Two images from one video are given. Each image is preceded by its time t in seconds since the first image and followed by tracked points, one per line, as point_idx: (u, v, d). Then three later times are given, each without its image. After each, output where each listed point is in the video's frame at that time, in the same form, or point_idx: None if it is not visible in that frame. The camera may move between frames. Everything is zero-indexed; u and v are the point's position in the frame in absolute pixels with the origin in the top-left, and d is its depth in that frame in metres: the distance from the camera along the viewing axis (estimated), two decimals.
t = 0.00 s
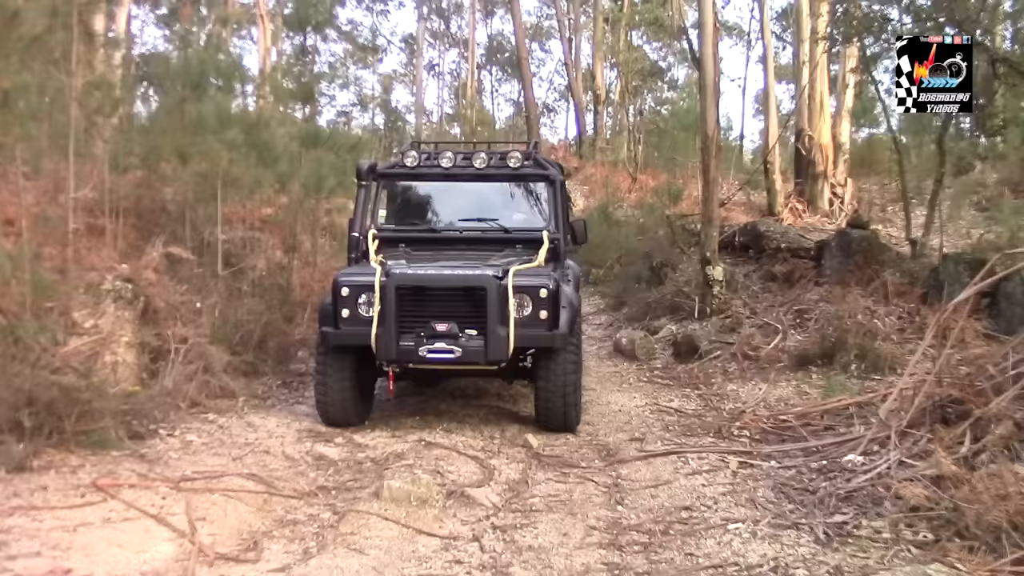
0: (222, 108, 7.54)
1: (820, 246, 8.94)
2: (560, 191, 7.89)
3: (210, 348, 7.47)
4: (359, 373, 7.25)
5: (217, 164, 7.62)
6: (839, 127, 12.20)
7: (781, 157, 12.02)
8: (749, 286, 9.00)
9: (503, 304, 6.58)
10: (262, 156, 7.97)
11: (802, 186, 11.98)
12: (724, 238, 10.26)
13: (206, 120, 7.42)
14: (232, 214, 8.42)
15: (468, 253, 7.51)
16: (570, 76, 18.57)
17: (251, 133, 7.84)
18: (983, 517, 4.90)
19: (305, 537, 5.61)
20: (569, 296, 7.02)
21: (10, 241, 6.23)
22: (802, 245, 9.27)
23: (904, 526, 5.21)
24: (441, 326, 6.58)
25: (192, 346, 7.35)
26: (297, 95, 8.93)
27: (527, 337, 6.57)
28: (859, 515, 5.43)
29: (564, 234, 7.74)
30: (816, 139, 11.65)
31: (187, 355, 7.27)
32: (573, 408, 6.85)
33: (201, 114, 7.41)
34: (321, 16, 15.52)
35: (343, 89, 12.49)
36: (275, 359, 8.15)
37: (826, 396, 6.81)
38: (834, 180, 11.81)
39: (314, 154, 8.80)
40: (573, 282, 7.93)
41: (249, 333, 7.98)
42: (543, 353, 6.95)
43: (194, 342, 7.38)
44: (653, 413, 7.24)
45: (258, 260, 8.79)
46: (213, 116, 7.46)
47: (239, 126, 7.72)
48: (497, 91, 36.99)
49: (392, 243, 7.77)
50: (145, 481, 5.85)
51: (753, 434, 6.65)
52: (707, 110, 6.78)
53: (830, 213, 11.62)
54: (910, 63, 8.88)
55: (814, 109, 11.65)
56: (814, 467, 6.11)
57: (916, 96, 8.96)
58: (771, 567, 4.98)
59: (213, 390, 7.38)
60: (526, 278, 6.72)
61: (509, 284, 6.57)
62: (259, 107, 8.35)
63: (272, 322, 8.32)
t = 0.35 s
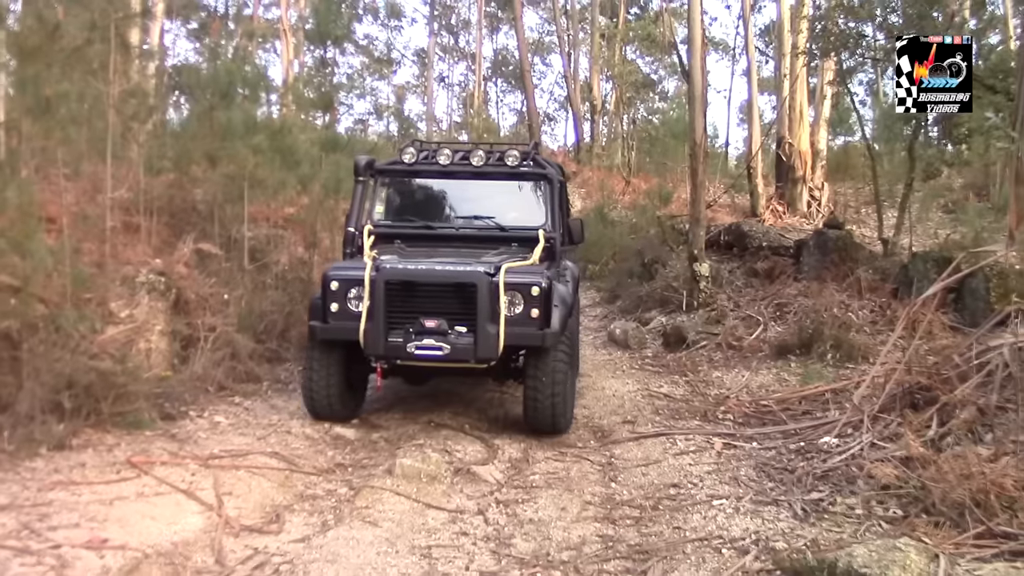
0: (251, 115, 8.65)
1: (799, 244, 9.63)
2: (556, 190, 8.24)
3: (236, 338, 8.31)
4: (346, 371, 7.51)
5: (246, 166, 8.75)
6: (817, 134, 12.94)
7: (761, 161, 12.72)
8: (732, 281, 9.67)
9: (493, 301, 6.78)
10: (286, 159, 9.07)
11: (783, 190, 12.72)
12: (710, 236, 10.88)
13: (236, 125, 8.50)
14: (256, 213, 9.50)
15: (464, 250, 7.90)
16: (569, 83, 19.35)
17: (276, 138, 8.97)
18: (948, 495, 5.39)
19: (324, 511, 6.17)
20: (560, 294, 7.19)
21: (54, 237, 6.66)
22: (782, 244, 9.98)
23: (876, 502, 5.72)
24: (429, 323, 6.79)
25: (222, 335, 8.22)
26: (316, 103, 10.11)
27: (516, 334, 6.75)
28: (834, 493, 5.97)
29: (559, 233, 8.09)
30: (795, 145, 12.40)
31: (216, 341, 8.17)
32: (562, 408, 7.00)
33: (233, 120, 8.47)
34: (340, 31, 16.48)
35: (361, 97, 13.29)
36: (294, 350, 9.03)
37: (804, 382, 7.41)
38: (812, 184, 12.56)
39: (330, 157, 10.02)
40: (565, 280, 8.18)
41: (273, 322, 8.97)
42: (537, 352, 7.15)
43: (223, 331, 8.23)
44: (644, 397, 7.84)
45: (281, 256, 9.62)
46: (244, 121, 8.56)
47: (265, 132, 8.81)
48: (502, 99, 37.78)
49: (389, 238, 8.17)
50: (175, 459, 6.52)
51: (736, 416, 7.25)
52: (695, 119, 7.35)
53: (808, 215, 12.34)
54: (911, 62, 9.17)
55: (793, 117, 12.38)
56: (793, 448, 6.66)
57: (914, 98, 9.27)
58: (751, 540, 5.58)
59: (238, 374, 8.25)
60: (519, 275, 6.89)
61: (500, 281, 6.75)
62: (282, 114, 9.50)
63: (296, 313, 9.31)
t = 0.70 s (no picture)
0: (268, 114, 8.95)
1: (796, 243, 9.91)
2: (555, 189, 8.23)
3: (250, 330, 8.57)
4: (323, 374, 7.30)
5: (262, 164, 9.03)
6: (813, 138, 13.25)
7: (759, 163, 12.95)
8: (730, 278, 9.97)
9: (484, 302, 6.49)
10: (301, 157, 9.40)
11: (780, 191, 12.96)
12: (709, 235, 11.18)
13: (253, 123, 8.83)
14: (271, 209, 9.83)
15: (458, 245, 7.90)
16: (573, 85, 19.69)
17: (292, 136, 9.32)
18: (939, 487, 5.57)
19: (335, 496, 6.41)
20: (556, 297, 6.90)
21: (76, 229, 7.06)
22: (779, 243, 10.27)
23: (869, 494, 5.94)
24: (413, 324, 6.49)
25: (237, 326, 8.52)
26: (331, 103, 10.44)
27: (507, 338, 6.45)
28: (828, 483, 6.20)
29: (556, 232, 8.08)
30: (791, 148, 12.70)
31: (231, 333, 8.46)
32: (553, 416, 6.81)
33: (249, 118, 8.81)
34: (352, 33, 16.94)
35: (372, 97, 13.66)
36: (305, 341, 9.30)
37: (799, 376, 7.67)
38: (808, 186, 12.82)
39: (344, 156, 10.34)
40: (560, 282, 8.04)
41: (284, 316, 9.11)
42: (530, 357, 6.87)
43: (238, 323, 8.52)
44: (644, 389, 8.12)
45: (295, 249, 9.90)
46: (261, 120, 8.88)
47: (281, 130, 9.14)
48: (508, 101, 38.23)
49: (381, 231, 8.17)
50: (192, 445, 6.77)
51: (733, 408, 7.51)
52: (696, 122, 7.61)
53: (804, 216, 12.57)
54: (911, 62, 9.33)
55: (789, 121, 12.67)
56: (787, 440, 6.90)
57: (914, 98, 9.35)
58: (748, 528, 5.82)
59: (252, 364, 8.49)
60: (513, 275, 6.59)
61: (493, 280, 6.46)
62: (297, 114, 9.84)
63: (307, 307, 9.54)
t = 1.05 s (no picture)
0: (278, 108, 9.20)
1: (807, 236, 9.93)
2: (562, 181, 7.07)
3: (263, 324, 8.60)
4: (291, 387, 6.67)
5: (271, 159, 9.18)
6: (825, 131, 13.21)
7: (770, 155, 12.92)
8: (741, 272, 10.03)
9: (468, 312, 5.76)
10: (311, 152, 9.42)
11: (792, 183, 12.92)
12: (720, 229, 11.26)
13: (262, 118, 9.03)
14: (280, 204, 9.88)
15: (448, 247, 6.73)
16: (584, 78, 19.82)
17: (301, 131, 9.34)
18: (953, 480, 5.54)
19: (348, 490, 6.42)
20: (555, 305, 6.14)
21: (90, 224, 7.15)
22: (790, 237, 10.31)
23: (882, 487, 5.92)
24: (389, 337, 5.76)
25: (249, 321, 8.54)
26: (341, 97, 10.43)
27: (495, 354, 5.74)
28: (841, 477, 6.19)
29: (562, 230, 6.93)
30: (803, 141, 12.68)
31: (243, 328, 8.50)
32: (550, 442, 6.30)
33: (259, 113, 9.03)
34: (364, 27, 17.08)
35: (385, 91, 13.77)
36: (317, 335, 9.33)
37: (811, 370, 7.67)
38: (820, 178, 12.76)
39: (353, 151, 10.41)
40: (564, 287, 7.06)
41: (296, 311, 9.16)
42: (524, 372, 6.17)
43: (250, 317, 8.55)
44: (656, 383, 8.15)
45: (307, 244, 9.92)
46: (270, 115, 9.10)
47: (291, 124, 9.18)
48: (517, 95, 38.36)
49: (361, 231, 7.01)
50: (206, 439, 6.81)
51: (745, 401, 7.53)
52: (707, 116, 7.57)
53: (816, 208, 12.53)
54: (911, 62, 9.38)
55: (801, 114, 12.65)
56: (801, 433, 6.89)
57: (915, 97, 9.52)
58: (761, 521, 5.81)
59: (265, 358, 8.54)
60: (503, 282, 5.84)
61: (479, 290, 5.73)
62: (307, 107, 9.83)
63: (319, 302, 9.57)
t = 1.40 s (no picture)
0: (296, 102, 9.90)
1: (828, 226, 9.97)
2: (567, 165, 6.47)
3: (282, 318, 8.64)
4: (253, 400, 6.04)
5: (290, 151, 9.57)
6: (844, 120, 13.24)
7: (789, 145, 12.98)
8: (761, 262, 10.08)
9: (450, 314, 5.13)
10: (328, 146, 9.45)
11: (812, 172, 12.98)
12: (739, 219, 11.33)
13: (280, 112, 9.73)
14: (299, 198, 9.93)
15: (439, 238, 6.16)
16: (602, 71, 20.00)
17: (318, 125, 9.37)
18: (978, 469, 5.50)
19: (370, 481, 6.42)
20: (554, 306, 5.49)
21: (111, 219, 7.43)
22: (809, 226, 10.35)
23: (906, 477, 5.88)
24: (362, 344, 5.15)
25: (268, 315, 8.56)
26: (359, 90, 10.47)
27: (481, 362, 5.10)
28: (864, 466, 6.15)
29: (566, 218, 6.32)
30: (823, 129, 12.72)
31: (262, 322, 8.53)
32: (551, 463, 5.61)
33: (277, 108, 9.72)
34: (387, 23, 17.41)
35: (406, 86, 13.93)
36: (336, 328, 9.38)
37: (832, 360, 7.67)
38: (840, 167, 12.80)
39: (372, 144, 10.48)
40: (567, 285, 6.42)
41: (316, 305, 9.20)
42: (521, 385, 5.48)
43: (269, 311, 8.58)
44: (677, 374, 8.18)
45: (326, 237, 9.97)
46: (287, 109, 9.77)
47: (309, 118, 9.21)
48: (533, 90, 38.55)
49: (343, 223, 6.50)
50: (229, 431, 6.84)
51: (767, 391, 7.54)
52: (725, 105, 7.56)
53: (836, 197, 12.58)
54: (911, 62, 9.87)
55: (820, 102, 12.68)
56: (823, 423, 6.86)
57: (917, 96, 9.94)
58: (784, 511, 5.79)
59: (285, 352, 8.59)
60: (495, 277, 5.21)
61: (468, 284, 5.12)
62: (325, 101, 9.87)
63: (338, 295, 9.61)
